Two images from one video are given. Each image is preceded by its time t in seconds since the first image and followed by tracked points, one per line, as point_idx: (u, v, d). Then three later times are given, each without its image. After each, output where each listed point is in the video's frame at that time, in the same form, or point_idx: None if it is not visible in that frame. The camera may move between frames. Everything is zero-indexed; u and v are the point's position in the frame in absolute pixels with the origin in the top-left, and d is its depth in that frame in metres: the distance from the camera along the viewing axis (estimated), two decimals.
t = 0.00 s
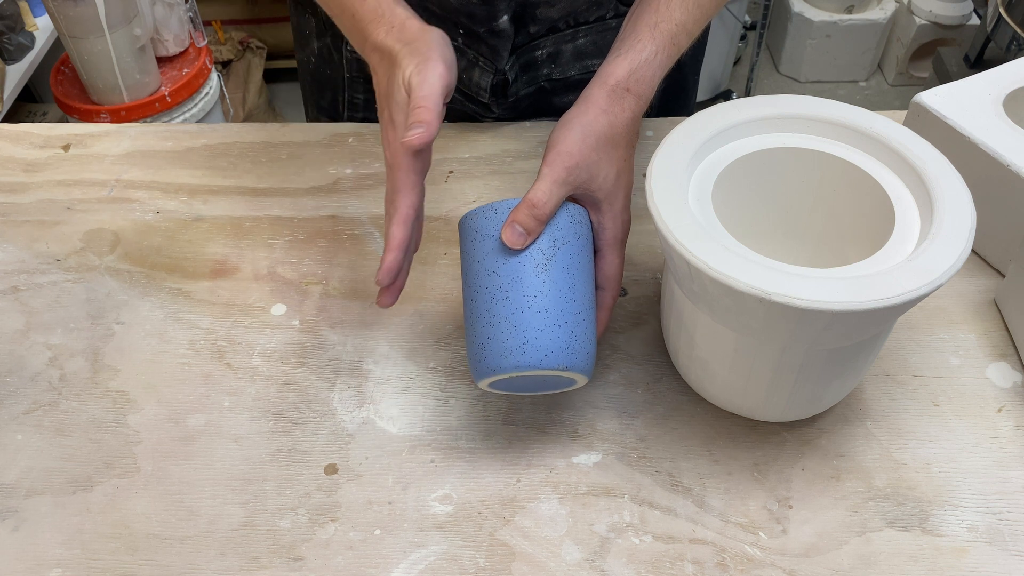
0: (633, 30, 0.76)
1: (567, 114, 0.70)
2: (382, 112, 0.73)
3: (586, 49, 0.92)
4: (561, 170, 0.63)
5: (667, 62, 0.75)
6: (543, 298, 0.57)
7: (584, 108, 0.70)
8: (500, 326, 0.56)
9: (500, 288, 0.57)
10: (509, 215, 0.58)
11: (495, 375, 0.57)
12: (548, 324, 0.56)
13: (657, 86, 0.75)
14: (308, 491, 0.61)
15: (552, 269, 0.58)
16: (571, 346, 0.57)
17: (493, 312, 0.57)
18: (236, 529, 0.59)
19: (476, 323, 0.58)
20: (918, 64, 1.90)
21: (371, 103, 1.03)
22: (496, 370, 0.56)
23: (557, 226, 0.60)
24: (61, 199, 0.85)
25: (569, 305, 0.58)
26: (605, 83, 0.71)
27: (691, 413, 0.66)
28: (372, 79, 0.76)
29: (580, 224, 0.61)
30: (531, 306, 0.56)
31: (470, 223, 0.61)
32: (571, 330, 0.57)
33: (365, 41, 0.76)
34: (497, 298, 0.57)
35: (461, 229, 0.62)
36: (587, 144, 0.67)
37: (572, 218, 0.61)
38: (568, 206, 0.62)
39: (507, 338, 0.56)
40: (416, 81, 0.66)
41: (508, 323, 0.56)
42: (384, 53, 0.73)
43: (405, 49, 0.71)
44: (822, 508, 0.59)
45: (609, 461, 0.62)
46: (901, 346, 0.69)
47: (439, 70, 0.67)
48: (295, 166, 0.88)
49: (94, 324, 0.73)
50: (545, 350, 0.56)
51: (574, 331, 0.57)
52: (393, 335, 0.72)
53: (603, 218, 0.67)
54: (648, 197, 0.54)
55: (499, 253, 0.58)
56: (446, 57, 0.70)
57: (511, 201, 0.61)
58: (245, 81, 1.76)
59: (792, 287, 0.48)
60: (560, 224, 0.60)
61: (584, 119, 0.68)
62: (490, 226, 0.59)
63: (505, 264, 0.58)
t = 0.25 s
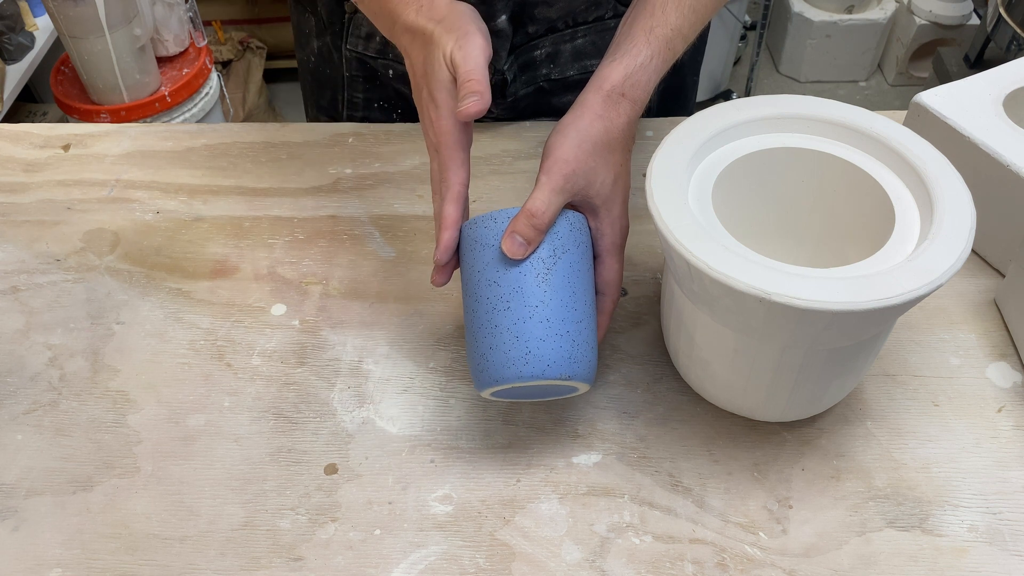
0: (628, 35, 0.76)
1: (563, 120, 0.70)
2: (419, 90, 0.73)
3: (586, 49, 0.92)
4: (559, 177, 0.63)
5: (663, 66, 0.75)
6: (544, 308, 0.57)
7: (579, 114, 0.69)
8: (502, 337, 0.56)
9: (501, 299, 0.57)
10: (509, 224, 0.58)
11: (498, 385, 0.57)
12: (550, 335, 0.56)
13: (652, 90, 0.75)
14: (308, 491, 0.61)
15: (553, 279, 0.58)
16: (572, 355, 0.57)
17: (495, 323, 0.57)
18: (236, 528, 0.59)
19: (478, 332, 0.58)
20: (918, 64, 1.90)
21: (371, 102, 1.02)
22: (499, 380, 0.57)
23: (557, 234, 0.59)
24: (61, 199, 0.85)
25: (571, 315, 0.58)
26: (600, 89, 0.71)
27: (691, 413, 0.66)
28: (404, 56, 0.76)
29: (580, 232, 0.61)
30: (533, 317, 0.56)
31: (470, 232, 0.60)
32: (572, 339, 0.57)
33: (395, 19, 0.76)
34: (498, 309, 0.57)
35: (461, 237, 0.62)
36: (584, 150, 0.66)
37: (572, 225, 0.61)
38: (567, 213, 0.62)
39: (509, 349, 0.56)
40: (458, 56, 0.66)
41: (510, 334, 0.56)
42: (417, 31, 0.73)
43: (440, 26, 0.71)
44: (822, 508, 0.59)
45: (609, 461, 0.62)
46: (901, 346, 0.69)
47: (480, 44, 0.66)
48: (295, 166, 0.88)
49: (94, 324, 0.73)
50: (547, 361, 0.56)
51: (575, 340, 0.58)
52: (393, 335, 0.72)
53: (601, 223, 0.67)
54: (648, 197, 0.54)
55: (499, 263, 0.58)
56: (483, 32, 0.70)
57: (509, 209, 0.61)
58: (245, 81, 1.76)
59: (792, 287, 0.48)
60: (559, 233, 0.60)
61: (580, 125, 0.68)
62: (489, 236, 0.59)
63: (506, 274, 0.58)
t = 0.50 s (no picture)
0: (629, 34, 0.76)
1: (563, 119, 0.70)
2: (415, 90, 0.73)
3: (586, 49, 0.92)
4: (558, 176, 0.63)
5: (664, 65, 0.75)
6: (542, 306, 0.57)
7: (580, 114, 0.69)
8: (500, 335, 0.56)
9: (499, 297, 0.57)
10: (508, 222, 0.58)
11: (496, 384, 0.57)
12: (548, 333, 0.56)
13: (653, 89, 0.75)
14: (308, 491, 0.61)
15: (552, 278, 0.58)
16: (570, 354, 0.57)
17: (493, 321, 0.57)
18: (236, 529, 0.59)
19: (476, 331, 0.58)
20: (918, 64, 1.90)
21: (370, 103, 1.02)
22: (496, 379, 0.57)
23: (556, 233, 0.59)
24: (61, 199, 0.85)
25: (569, 314, 0.58)
26: (601, 88, 0.71)
27: (691, 413, 0.66)
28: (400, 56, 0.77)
29: (579, 231, 0.61)
30: (531, 315, 0.56)
31: (470, 231, 0.61)
32: (570, 338, 0.57)
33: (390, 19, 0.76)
34: (496, 307, 0.57)
35: (462, 235, 0.62)
36: (584, 149, 0.67)
37: (571, 224, 0.61)
38: (566, 212, 0.62)
39: (507, 347, 0.56)
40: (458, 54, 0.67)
41: (508, 332, 0.56)
42: (412, 30, 0.73)
43: (436, 25, 0.71)
44: (822, 508, 0.59)
45: (609, 461, 0.62)
46: (901, 346, 0.69)
47: (478, 43, 0.67)
48: (295, 166, 0.88)
49: (94, 325, 0.73)
50: (545, 359, 0.56)
51: (574, 339, 0.57)
52: (393, 335, 0.72)
53: (601, 222, 0.67)
54: (648, 197, 0.54)
55: (498, 261, 0.58)
56: (480, 30, 0.70)
57: (509, 209, 0.61)
58: (245, 81, 1.76)
59: (792, 287, 0.48)
60: (559, 231, 0.60)
61: (581, 124, 0.68)
62: (488, 234, 0.59)
63: (504, 272, 0.58)
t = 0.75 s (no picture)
0: (634, 34, 0.76)
1: (569, 119, 0.70)
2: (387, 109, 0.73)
3: (586, 50, 0.92)
4: (565, 176, 0.63)
5: (669, 64, 0.75)
6: (551, 306, 0.57)
7: (586, 113, 0.69)
8: (509, 335, 0.56)
9: (508, 297, 0.57)
10: (516, 222, 0.58)
11: (505, 384, 0.57)
12: (557, 333, 0.56)
13: (658, 88, 0.75)
14: (308, 491, 0.61)
15: (560, 277, 0.58)
16: (580, 353, 0.57)
17: (502, 321, 0.57)
18: (236, 528, 0.59)
19: (484, 331, 0.58)
20: (918, 64, 1.90)
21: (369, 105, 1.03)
22: (506, 379, 0.57)
23: (563, 232, 0.59)
24: (61, 199, 0.85)
25: (578, 313, 0.58)
26: (607, 87, 0.71)
27: (691, 413, 0.66)
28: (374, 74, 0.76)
29: (586, 230, 0.61)
30: (540, 315, 0.56)
31: (476, 232, 0.60)
32: (579, 337, 0.57)
33: (365, 37, 0.76)
34: (505, 307, 0.57)
35: (467, 237, 0.62)
36: (591, 149, 0.66)
37: (578, 223, 0.61)
38: (573, 211, 0.61)
39: (516, 347, 0.56)
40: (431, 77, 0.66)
41: (517, 333, 0.56)
42: (386, 49, 0.73)
43: (409, 44, 0.71)
44: (822, 508, 0.59)
45: (609, 461, 0.62)
46: (901, 346, 0.69)
47: (450, 66, 0.67)
48: (295, 166, 0.88)
49: (94, 324, 0.73)
50: (555, 359, 0.56)
51: (583, 338, 0.58)
52: (393, 335, 0.72)
53: (608, 222, 0.67)
54: (648, 197, 0.54)
55: (506, 262, 0.58)
56: (453, 50, 0.70)
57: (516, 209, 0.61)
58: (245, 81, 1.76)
59: (792, 287, 0.48)
60: (565, 231, 0.60)
61: (587, 124, 0.68)
62: (496, 234, 0.59)
63: (512, 273, 0.58)
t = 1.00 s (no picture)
0: (634, 31, 0.76)
1: (568, 117, 0.70)
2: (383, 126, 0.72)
3: (586, 49, 0.92)
4: (564, 174, 0.63)
5: (669, 61, 0.76)
6: (550, 304, 0.57)
7: (585, 110, 0.70)
8: (508, 333, 0.56)
9: (507, 296, 0.57)
10: (514, 221, 0.58)
11: (505, 382, 0.57)
12: (556, 330, 0.56)
13: (658, 85, 0.75)
14: (308, 491, 0.61)
15: (558, 276, 0.58)
16: (579, 351, 0.57)
17: (501, 320, 0.57)
18: (236, 528, 0.59)
19: (484, 330, 0.58)
20: (918, 64, 1.90)
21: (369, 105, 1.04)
22: (505, 377, 0.57)
23: (562, 231, 0.59)
24: (61, 199, 0.85)
25: (576, 311, 0.58)
26: (606, 84, 0.72)
27: (691, 413, 0.66)
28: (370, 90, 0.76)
29: (585, 228, 0.61)
30: (538, 313, 0.56)
31: (476, 232, 0.60)
32: (578, 335, 0.57)
33: (359, 53, 0.75)
34: (504, 306, 0.57)
35: (468, 236, 0.62)
36: (589, 146, 0.67)
37: (577, 221, 0.61)
38: (572, 209, 0.62)
39: (515, 345, 0.56)
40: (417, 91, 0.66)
41: (516, 331, 0.56)
42: (380, 64, 0.73)
43: (401, 59, 0.71)
44: (822, 508, 0.59)
45: (609, 461, 0.62)
46: (900, 346, 0.69)
47: (438, 79, 0.66)
48: (295, 166, 0.88)
49: (94, 324, 0.73)
50: (553, 357, 0.56)
51: (582, 336, 0.57)
52: (393, 335, 0.72)
53: (608, 219, 0.67)
54: (648, 198, 0.54)
55: (505, 260, 0.58)
56: (443, 63, 0.69)
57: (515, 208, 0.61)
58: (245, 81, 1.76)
59: (792, 287, 0.48)
60: (565, 229, 0.60)
61: (586, 121, 0.68)
62: (495, 234, 0.59)
63: (511, 272, 0.58)
